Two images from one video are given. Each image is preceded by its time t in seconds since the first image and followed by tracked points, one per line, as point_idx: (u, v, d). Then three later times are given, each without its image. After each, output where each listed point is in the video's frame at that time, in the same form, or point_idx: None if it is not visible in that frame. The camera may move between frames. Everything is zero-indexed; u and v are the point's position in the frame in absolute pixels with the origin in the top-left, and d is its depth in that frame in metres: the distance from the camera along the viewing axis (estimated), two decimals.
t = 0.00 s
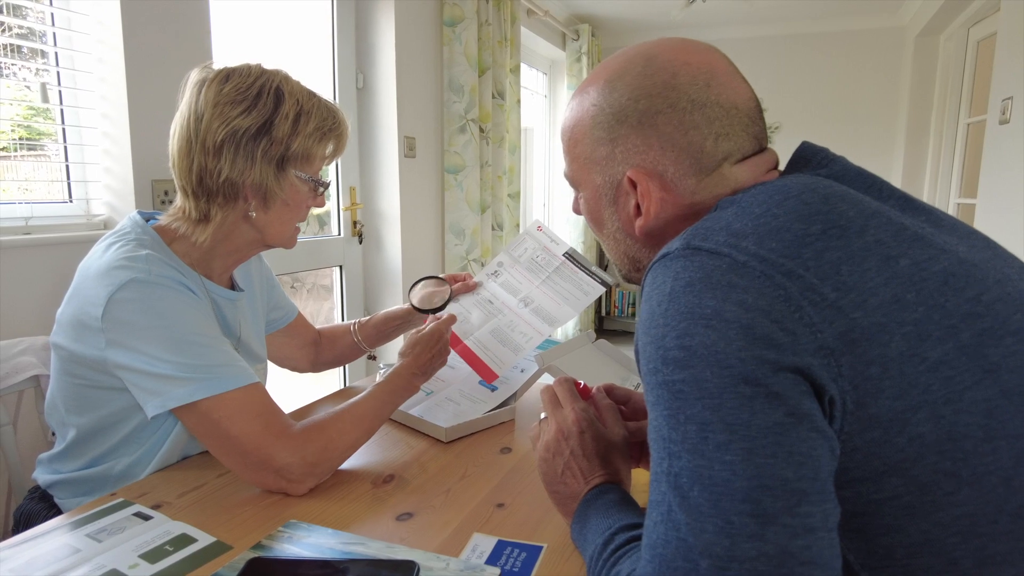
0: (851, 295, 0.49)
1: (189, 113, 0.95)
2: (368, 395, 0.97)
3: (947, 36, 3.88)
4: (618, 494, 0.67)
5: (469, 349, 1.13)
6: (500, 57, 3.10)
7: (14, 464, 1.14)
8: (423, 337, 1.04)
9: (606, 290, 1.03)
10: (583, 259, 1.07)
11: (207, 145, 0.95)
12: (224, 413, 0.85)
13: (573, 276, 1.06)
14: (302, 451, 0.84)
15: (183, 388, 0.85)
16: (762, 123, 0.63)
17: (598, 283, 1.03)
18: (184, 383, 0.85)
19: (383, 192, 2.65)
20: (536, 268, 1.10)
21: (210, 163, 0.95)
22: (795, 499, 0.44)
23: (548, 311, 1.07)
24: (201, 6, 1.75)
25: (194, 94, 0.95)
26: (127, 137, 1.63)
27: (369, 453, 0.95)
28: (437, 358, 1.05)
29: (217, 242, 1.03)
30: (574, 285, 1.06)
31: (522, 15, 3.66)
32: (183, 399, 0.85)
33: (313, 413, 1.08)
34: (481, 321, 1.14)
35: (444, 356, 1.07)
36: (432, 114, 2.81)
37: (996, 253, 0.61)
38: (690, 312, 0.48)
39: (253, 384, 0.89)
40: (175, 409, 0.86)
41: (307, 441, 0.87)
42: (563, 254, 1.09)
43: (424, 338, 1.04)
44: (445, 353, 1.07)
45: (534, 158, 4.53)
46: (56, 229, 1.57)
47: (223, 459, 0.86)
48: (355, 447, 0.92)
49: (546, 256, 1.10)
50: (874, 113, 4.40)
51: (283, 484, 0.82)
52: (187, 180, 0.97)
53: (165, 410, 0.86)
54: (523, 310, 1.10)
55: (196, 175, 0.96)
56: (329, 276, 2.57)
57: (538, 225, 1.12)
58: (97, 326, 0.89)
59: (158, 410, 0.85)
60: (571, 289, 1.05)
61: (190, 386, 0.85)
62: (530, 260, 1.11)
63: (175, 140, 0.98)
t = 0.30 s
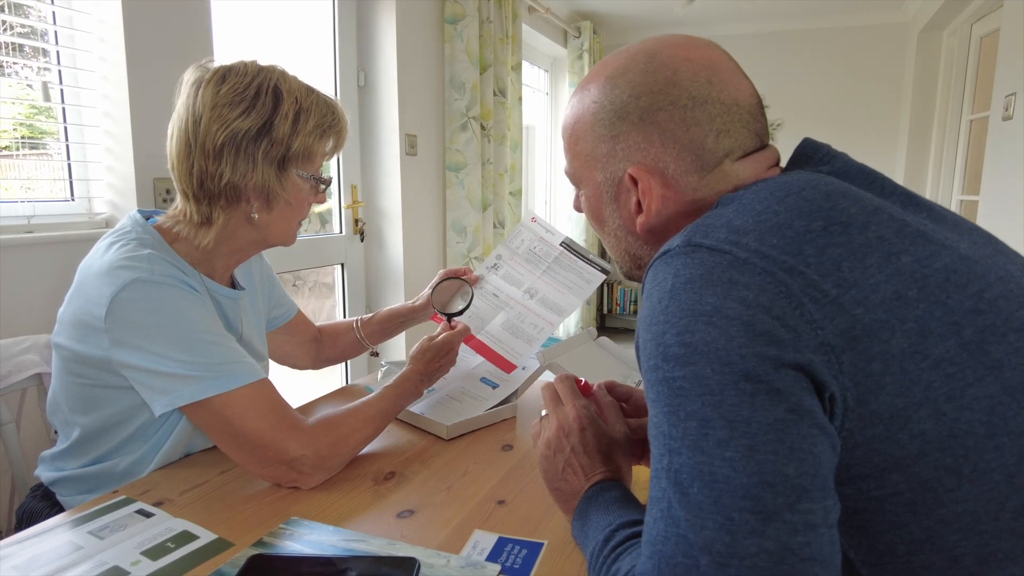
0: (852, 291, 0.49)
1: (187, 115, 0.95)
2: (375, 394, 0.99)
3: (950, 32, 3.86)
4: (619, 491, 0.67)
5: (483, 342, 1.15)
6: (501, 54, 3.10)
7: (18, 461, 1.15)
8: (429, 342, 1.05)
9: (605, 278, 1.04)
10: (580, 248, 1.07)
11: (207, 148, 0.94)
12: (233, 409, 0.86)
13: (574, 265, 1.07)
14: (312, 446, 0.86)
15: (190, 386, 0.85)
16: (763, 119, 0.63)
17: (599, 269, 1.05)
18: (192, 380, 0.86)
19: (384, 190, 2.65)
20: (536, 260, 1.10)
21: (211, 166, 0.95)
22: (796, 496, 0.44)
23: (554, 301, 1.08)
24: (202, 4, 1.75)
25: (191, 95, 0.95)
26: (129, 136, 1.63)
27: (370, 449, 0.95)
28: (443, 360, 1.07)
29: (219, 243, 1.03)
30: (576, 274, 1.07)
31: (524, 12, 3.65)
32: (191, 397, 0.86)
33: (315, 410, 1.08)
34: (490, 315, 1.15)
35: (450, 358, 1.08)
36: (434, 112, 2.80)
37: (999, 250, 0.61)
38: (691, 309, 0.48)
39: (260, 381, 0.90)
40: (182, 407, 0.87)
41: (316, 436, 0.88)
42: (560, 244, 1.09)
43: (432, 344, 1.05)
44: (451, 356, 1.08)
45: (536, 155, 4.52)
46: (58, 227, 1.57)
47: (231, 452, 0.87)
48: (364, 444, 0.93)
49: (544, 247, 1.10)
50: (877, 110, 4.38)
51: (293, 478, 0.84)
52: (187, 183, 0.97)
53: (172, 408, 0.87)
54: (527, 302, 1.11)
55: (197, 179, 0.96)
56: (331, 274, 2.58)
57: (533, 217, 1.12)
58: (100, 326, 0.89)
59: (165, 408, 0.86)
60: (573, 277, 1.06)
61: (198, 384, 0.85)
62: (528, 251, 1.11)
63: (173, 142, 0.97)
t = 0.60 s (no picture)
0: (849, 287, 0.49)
1: (184, 115, 0.95)
2: (376, 393, 0.99)
3: (952, 28, 3.84)
4: (620, 489, 0.67)
5: (486, 342, 1.15)
6: (501, 53, 3.10)
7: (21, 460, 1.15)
8: (430, 342, 1.05)
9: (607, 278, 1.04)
10: (581, 248, 1.07)
11: (205, 149, 0.95)
12: (234, 408, 0.87)
13: (575, 266, 1.07)
14: (313, 444, 0.86)
15: (189, 386, 0.86)
16: (760, 116, 0.63)
17: (601, 271, 1.04)
18: (190, 380, 0.86)
19: (385, 189, 2.65)
20: (536, 259, 1.10)
21: (209, 167, 0.95)
22: (794, 492, 0.44)
23: (556, 300, 1.08)
24: (202, 3, 1.75)
25: (188, 96, 0.95)
26: (130, 136, 1.63)
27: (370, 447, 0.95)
28: (444, 359, 1.07)
29: (217, 243, 1.03)
30: (577, 274, 1.07)
31: (524, 10, 3.65)
32: (191, 397, 0.86)
33: (315, 409, 1.08)
34: (492, 315, 1.15)
35: (451, 358, 1.08)
36: (435, 111, 2.80)
37: (997, 245, 0.61)
38: (688, 306, 0.48)
39: (261, 380, 0.90)
40: (182, 407, 0.87)
41: (317, 433, 0.89)
42: (561, 244, 1.09)
43: (432, 344, 1.05)
44: (451, 356, 1.08)
45: (537, 153, 4.52)
46: (59, 227, 1.57)
47: (233, 452, 0.87)
48: (365, 443, 0.93)
49: (545, 247, 1.09)
50: (879, 106, 4.37)
51: (294, 476, 0.84)
52: (185, 184, 0.97)
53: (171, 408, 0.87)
54: (529, 302, 1.11)
55: (195, 180, 0.96)
56: (332, 273, 2.58)
57: (534, 217, 1.11)
58: (99, 326, 0.89)
59: (164, 408, 0.86)
60: (574, 278, 1.07)
61: (196, 384, 0.86)
62: (529, 251, 1.11)
63: (171, 142, 0.97)
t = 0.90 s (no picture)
0: (859, 287, 0.49)
1: (192, 116, 0.95)
2: (382, 394, 0.99)
3: (956, 26, 3.83)
4: (628, 489, 0.67)
5: (491, 343, 1.15)
6: (504, 52, 3.09)
7: (28, 461, 1.16)
8: (435, 343, 1.05)
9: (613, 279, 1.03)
10: (587, 248, 1.06)
11: (212, 150, 0.95)
12: (241, 408, 0.87)
13: (580, 266, 1.07)
14: (320, 444, 0.86)
15: (195, 387, 0.86)
16: (768, 116, 0.63)
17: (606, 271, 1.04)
18: (196, 381, 0.86)
19: (388, 188, 2.65)
20: (542, 260, 1.10)
21: (216, 168, 0.95)
22: (806, 493, 0.44)
23: (561, 301, 1.08)
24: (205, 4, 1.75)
25: (196, 97, 0.95)
26: (134, 136, 1.63)
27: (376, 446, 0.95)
28: (450, 359, 1.07)
29: (224, 243, 1.03)
30: (582, 275, 1.06)
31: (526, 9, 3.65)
32: (197, 397, 0.86)
33: (322, 409, 1.09)
34: (498, 316, 1.15)
35: (456, 358, 1.09)
36: (437, 110, 2.80)
37: (1006, 244, 0.61)
38: (698, 306, 0.48)
39: (267, 380, 0.90)
40: (188, 408, 0.87)
41: (324, 433, 0.89)
42: (566, 245, 1.08)
43: (437, 345, 1.05)
44: (457, 356, 1.09)
45: (539, 152, 4.52)
46: (64, 228, 1.57)
47: (240, 453, 0.87)
48: (372, 444, 0.93)
49: (551, 247, 1.09)
50: (882, 104, 4.37)
51: (301, 476, 0.84)
52: (192, 184, 0.97)
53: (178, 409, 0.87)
54: (534, 302, 1.11)
55: (202, 180, 0.97)
56: (336, 273, 2.58)
57: (539, 217, 1.11)
58: (106, 327, 0.89)
59: (171, 409, 0.86)
60: (579, 278, 1.06)
61: (202, 385, 0.86)
62: (534, 252, 1.11)
63: (178, 143, 0.97)
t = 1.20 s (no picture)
0: (869, 287, 0.49)
1: (198, 116, 0.95)
2: (387, 394, 0.99)
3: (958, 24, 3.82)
4: (634, 488, 0.67)
5: (494, 343, 1.15)
6: (506, 51, 3.09)
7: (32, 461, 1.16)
8: (440, 344, 1.05)
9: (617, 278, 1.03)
10: (590, 247, 1.06)
11: (218, 149, 0.94)
12: (245, 408, 0.87)
13: (584, 266, 1.07)
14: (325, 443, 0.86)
15: (201, 386, 0.86)
16: (775, 114, 0.62)
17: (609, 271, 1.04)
18: (202, 381, 0.86)
19: (390, 187, 2.65)
20: (545, 259, 1.10)
21: (222, 167, 0.95)
22: (816, 493, 0.44)
23: (564, 300, 1.08)
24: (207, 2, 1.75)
25: (201, 96, 0.95)
26: (136, 135, 1.63)
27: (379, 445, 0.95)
28: (454, 359, 1.07)
29: (228, 243, 1.03)
30: (585, 274, 1.07)
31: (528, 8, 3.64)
32: (202, 397, 0.86)
33: (325, 409, 1.08)
34: (501, 316, 1.15)
35: (461, 358, 1.08)
36: (439, 109, 2.80)
37: (1014, 243, 0.61)
38: (707, 307, 0.48)
39: (272, 380, 0.90)
40: (193, 408, 0.87)
41: (328, 432, 0.89)
42: (569, 244, 1.09)
43: (441, 345, 1.05)
44: (461, 356, 1.08)
45: (541, 151, 4.52)
46: (66, 227, 1.57)
47: (244, 453, 0.87)
48: (378, 444, 0.93)
49: (554, 247, 1.09)
50: (884, 103, 4.36)
51: (306, 476, 0.84)
52: (197, 184, 0.97)
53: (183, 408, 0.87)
54: (537, 302, 1.11)
55: (207, 180, 0.96)
56: (338, 273, 2.58)
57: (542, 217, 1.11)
58: (110, 326, 0.89)
59: (176, 409, 0.86)
60: (583, 277, 1.06)
61: (208, 384, 0.86)
62: (538, 252, 1.11)
63: (183, 142, 0.97)
